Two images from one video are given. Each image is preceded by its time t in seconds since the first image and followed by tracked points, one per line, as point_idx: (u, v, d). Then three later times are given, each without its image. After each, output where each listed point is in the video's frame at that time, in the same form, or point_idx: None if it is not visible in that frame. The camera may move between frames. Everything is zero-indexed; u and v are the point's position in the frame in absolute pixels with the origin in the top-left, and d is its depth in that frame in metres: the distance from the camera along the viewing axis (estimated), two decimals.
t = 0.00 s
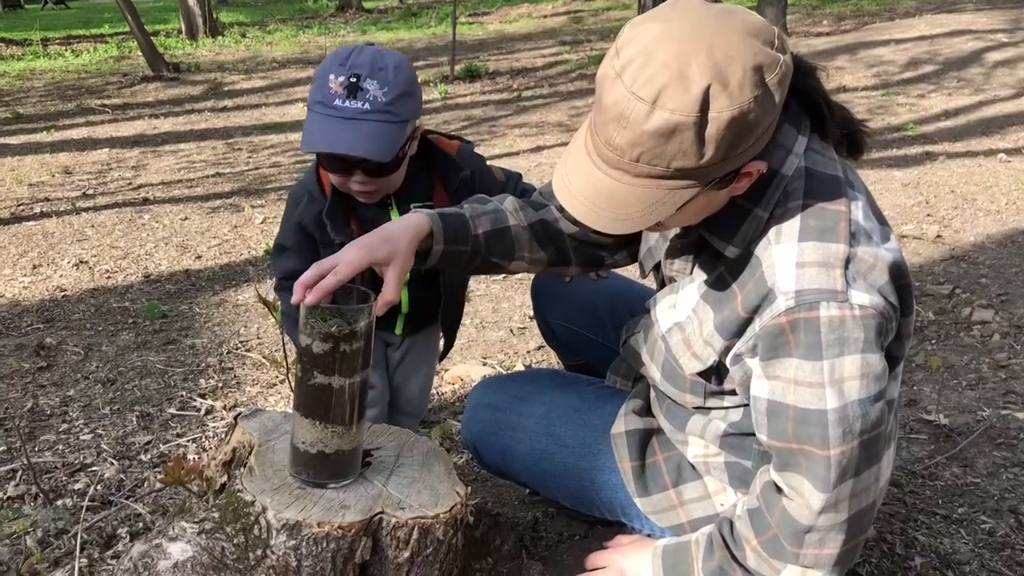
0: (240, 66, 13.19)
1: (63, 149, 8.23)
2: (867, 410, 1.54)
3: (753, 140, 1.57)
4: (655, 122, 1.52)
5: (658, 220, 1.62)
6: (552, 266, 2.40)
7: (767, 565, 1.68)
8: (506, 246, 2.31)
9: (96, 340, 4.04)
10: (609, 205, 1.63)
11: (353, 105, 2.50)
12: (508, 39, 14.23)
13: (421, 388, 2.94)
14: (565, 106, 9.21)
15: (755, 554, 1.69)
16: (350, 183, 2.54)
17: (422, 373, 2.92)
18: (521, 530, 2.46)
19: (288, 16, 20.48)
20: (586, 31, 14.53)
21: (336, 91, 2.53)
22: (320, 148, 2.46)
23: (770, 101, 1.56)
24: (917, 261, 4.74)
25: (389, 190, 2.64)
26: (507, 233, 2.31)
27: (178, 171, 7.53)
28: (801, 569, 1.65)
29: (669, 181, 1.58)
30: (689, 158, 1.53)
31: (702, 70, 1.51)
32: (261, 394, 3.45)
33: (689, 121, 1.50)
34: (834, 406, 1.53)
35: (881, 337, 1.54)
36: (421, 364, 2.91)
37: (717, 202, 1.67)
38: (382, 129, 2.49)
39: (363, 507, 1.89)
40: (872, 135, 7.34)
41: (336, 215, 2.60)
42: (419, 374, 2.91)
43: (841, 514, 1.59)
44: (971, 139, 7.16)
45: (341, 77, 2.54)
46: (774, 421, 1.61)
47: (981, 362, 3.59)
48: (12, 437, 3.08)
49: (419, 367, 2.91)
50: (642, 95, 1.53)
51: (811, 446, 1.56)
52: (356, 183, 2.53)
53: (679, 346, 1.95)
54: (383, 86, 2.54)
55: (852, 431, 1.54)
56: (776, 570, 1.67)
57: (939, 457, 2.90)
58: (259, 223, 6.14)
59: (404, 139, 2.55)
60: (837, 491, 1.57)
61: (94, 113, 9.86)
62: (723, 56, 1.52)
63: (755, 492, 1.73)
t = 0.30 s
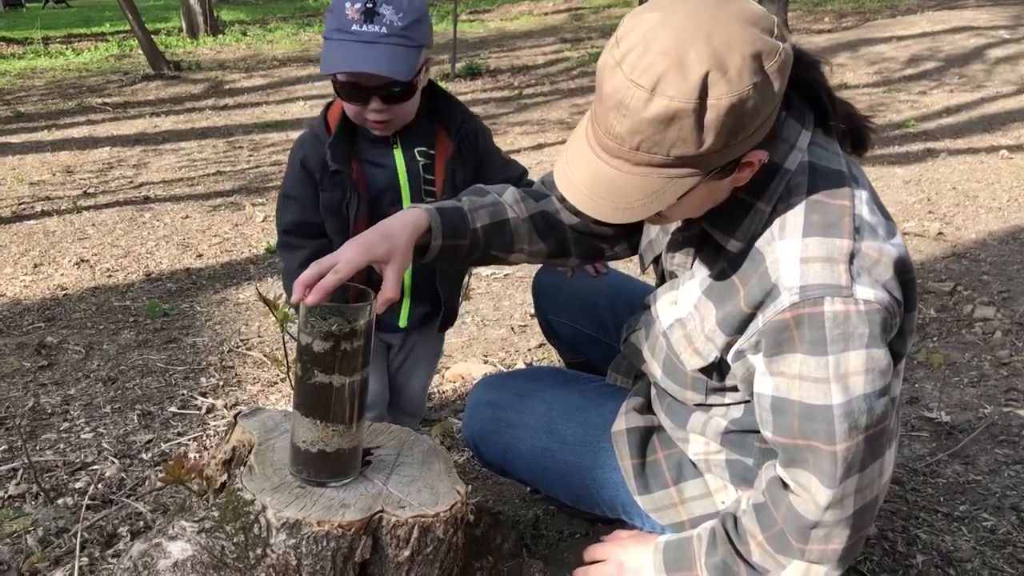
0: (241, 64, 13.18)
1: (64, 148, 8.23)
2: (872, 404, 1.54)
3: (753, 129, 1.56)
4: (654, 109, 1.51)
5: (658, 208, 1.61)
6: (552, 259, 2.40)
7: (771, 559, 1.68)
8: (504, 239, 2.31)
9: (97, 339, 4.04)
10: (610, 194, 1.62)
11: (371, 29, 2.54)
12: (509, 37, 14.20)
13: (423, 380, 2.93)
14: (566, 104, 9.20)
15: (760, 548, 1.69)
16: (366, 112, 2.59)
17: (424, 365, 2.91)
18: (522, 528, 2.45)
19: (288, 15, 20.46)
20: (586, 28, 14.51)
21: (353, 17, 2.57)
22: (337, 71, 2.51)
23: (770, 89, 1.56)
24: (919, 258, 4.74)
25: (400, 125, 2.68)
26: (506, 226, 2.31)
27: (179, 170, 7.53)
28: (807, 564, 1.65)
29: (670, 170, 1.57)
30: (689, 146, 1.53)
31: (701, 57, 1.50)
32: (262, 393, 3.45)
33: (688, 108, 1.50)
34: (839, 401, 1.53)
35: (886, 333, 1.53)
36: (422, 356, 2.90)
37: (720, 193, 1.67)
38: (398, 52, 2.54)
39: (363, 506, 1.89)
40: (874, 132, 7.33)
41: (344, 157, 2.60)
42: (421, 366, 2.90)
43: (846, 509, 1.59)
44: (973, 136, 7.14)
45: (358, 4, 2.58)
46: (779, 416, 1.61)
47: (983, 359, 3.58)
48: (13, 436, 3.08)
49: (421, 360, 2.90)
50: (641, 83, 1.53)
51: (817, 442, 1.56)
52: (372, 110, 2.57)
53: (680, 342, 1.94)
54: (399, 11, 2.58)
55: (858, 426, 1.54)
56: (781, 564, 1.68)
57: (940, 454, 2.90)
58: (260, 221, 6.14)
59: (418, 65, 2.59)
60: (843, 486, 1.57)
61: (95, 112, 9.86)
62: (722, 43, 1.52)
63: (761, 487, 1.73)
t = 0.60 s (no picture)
0: (241, 64, 13.17)
1: (65, 148, 8.23)
2: (860, 400, 1.55)
3: (706, 92, 1.56)
4: (600, 74, 1.55)
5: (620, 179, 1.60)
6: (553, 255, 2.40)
7: (732, 537, 1.68)
8: (505, 236, 2.31)
9: (97, 339, 4.03)
10: (571, 167, 1.64)
11: (388, 27, 2.60)
12: (510, 36, 14.20)
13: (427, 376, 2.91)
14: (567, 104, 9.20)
15: (724, 523, 1.68)
16: (381, 103, 2.65)
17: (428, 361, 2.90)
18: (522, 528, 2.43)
19: (289, 14, 20.46)
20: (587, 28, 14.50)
21: (373, 14, 2.63)
22: (352, 64, 2.58)
23: (719, 51, 1.56)
24: (920, 258, 4.73)
25: (419, 114, 2.74)
26: (506, 223, 2.31)
27: (179, 170, 7.53)
28: (763, 548, 1.66)
29: (629, 138, 1.58)
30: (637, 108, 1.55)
31: (641, 21, 1.54)
32: (262, 393, 3.44)
33: (629, 69, 1.53)
34: (833, 394, 1.53)
35: (887, 326, 1.54)
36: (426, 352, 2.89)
37: (698, 171, 1.65)
38: (413, 52, 2.59)
39: (361, 507, 1.89)
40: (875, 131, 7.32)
41: (361, 125, 2.63)
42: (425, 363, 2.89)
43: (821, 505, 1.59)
44: (974, 136, 7.14)
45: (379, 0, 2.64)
46: (769, 400, 1.60)
47: (984, 359, 3.57)
48: (12, 436, 3.08)
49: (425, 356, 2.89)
50: (590, 52, 1.58)
51: (802, 432, 1.56)
52: (386, 102, 2.63)
53: (685, 336, 1.93)
54: (418, 11, 2.64)
55: (843, 421, 1.54)
56: (739, 542, 1.68)
57: (941, 455, 2.89)
58: (260, 221, 6.14)
59: (434, 63, 2.64)
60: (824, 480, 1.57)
61: (96, 112, 9.86)
62: (665, 8, 1.55)
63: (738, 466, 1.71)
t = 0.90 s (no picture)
0: (242, 66, 13.17)
1: (66, 149, 8.23)
2: (865, 371, 1.53)
3: (637, 58, 1.69)
4: (546, 54, 1.80)
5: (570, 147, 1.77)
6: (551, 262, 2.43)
7: (770, 548, 1.62)
8: (502, 243, 2.36)
9: (97, 340, 4.03)
10: (538, 146, 1.83)
11: (402, 35, 2.54)
12: (511, 38, 14.20)
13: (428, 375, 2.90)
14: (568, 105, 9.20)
15: (760, 534, 1.62)
16: (392, 106, 2.63)
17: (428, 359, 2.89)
18: (521, 531, 2.42)
19: (291, 15, 20.46)
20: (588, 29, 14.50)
21: (387, 20, 2.57)
22: (361, 70, 2.55)
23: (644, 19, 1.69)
24: (921, 259, 4.73)
25: (429, 117, 2.72)
26: (502, 231, 2.35)
27: (180, 171, 7.53)
28: (806, 546, 1.60)
29: (572, 109, 1.77)
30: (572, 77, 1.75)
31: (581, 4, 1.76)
32: (262, 395, 3.44)
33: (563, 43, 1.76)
34: (838, 366, 1.51)
35: (879, 297, 1.52)
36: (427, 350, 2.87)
37: (651, 142, 1.75)
38: (427, 62, 2.54)
39: (361, 510, 1.88)
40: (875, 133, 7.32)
41: (374, 123, 2.63)
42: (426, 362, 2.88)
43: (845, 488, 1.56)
44: (975, 138, 7.13)
45: (393, 7, 2.58)
46: (772, 388, 1.59)
47: (985, 361, 3.57)
48: (12, 437, 3.08)
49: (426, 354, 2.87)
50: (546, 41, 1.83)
51: (813, 411, 1.53)
52: (397, 106, 2.61)
53: (682, 327, 1.91)
54: (432, 19, 2.57)
55: (850, 392, 1.52)
56: (779, 549, 1.62)
57: (941, 457, 2.89)
58: (261, 222, 6.14)
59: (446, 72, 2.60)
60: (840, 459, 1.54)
61: (97, 113, 9.86)
62: None
63: (756, 472, 1.67)
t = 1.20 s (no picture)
0: (244, 67, 13.18)
1: (67, 150, 8.23)
2: (864, 341, 1.50)
3: (595, 56, 1.72)
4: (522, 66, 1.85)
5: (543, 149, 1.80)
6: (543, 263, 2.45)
7: (828, 546, 1.60)
8: (496, 247, 2.37)
9: (98, 341, 4.03)
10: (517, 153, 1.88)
11: (418, 30, 2.52)
12: (513, 40, 14.21)
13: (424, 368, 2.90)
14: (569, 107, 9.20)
15: (811, 535, 1.61)
16: (400, 103, 2.61)
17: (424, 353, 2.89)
18: (522, 534, 2.41)
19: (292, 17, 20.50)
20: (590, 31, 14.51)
21: (402, 15, 2.54)
22: (376, 63, 2.53)
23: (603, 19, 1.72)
24: (923, 261, 4.72)
25: (435, 117, 2.72)
26: (495, 234, 2.36)
27: (181, 172, 7.53)
28: (861, 531, 1.57)
29: (543, 112, 1.80)
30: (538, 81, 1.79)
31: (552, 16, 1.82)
32: (263, 396, 3.43)
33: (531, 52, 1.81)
34: (838, 337, 1.48)
35: (864, 273, 1.50)
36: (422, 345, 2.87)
37: (621, 140, 1.73)
38: (442, 58, 2.53)
39: (361, 512, 1.88)
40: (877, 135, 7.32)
41: (380, 124, 2.63)
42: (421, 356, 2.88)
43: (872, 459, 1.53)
44: (977, 140, 7.13)
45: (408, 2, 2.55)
46: (775, 374, 1.56)
47: (987, 364, 3.56)
48: (12, 438, 3.08)
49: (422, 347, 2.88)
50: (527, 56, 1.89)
51: (820, 386, 1.50)
52: (406, 103, 2.59)
53: (675, 322, 1.87)
54: (448, 16, 2.55)
55: (852, 363, 1.49)
56: (837, 539, 1.59)
57: (943, 460, 2.88)
58: (262, 224, 6.13)
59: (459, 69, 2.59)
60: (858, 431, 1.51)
61: (99, 114, 9.87)
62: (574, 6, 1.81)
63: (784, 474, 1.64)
